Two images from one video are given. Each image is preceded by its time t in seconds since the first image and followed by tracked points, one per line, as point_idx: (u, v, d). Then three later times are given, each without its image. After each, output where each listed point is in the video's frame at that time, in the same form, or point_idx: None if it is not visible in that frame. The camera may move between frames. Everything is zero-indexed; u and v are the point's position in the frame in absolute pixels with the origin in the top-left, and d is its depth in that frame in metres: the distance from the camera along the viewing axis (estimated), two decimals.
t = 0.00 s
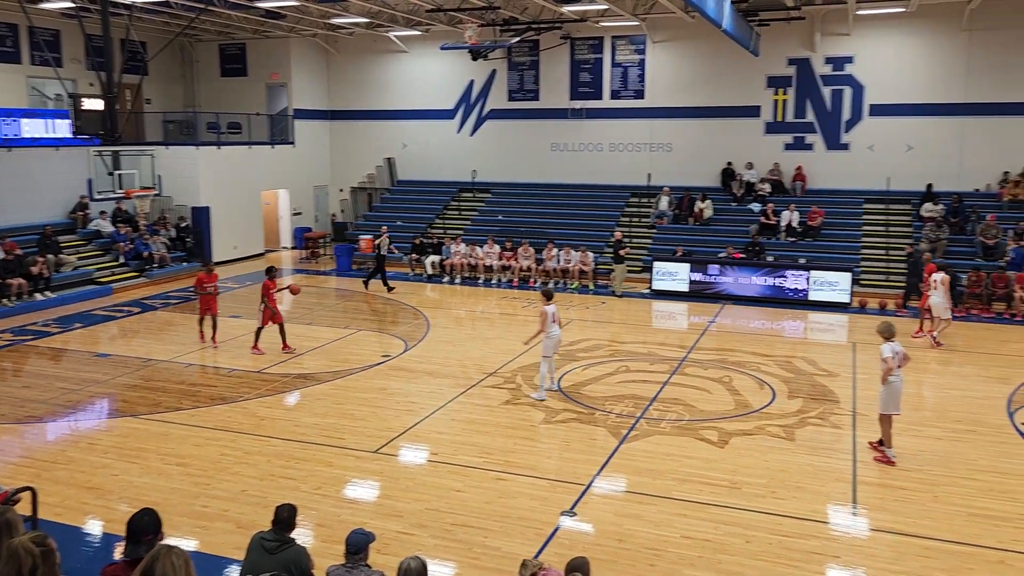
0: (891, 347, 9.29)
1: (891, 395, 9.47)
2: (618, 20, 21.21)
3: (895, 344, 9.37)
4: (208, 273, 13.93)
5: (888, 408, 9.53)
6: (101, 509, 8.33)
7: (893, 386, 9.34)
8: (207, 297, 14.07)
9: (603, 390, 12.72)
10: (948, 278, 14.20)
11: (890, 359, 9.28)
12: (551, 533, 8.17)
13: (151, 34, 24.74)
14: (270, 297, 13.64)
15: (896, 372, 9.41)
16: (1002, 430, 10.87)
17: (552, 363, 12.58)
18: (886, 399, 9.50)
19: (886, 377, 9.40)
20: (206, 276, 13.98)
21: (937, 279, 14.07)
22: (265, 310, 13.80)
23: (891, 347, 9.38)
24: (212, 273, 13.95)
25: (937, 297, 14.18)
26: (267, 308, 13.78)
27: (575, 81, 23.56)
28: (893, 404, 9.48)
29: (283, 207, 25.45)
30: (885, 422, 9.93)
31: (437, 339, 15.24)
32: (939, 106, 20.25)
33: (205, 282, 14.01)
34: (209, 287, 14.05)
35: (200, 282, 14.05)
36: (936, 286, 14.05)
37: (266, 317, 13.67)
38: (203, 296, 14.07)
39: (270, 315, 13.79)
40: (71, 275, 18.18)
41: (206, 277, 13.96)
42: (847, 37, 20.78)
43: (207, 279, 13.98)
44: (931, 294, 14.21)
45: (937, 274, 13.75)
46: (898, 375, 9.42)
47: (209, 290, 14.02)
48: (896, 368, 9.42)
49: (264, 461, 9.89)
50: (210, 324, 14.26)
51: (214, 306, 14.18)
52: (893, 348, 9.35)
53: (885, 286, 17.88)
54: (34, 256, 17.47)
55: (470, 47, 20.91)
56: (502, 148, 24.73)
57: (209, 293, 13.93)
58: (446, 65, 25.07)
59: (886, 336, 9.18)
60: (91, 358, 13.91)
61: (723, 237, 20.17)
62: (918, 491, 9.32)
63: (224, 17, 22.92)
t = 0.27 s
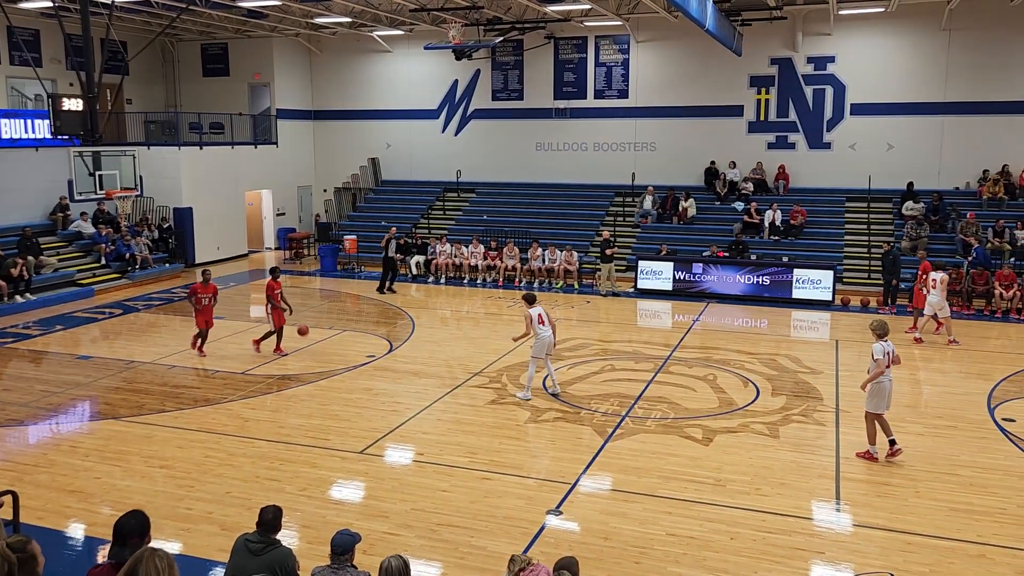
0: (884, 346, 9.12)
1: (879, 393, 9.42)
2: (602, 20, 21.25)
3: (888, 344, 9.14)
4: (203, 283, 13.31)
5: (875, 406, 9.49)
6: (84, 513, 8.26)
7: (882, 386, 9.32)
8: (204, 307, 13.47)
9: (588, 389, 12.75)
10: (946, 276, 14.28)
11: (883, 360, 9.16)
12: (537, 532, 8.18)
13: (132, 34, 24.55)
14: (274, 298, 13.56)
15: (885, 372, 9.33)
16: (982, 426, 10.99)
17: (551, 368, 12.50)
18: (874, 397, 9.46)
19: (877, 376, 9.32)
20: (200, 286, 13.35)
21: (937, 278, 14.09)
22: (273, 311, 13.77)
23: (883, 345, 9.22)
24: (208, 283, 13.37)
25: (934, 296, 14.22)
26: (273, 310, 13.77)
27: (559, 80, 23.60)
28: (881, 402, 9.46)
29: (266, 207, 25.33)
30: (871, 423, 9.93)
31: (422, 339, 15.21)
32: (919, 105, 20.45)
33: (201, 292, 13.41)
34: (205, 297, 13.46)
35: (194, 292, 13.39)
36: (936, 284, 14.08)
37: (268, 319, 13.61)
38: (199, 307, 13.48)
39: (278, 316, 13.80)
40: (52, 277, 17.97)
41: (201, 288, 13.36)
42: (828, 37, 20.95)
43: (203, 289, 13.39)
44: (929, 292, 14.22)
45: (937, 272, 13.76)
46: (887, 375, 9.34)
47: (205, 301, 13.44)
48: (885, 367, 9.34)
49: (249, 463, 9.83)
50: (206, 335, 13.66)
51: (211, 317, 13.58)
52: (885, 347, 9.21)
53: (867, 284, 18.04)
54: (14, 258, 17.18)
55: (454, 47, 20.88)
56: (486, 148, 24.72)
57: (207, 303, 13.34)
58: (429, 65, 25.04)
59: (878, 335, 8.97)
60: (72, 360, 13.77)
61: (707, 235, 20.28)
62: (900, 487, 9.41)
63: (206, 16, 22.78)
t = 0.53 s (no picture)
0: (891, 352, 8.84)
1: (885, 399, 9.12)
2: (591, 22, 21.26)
3: (894, 349, 8.92)
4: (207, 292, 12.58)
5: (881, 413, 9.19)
6: (74, 516, 8.20)
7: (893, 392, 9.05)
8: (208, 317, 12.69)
9: (579, 390, 12.75)
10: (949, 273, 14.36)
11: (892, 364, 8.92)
12: (529, 533, 8.17)
13: (119, 35, 24.44)
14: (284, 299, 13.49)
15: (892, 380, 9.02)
16: (971, 425, 11.06)
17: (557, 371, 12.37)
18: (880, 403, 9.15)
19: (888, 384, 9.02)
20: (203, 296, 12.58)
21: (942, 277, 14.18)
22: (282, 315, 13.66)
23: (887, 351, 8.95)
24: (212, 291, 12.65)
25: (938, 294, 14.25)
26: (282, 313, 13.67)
27: (548, 82, 23.62)
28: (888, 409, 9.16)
29: (255, 209, 25.25)
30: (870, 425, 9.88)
31: (413, 341, 15.19)
32: (907, 106, 20.56)
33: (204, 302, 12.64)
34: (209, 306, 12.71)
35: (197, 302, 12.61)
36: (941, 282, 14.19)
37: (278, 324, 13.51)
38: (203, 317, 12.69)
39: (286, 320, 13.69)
40: (40, 280, 17.85)
41: (205, 297, 12.59)
42: (816, 38, 21.04)
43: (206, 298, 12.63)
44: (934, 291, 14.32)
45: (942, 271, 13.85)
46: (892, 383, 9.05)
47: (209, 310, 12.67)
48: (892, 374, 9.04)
49: (239, 465, 9.79)
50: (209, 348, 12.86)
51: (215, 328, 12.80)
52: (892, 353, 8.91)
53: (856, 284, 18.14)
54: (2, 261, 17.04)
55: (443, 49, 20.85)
56: (475, 149, 24.71)
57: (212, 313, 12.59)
58: (419, 66, 25.01)
59: (882, 339, 8.72)
60: (61, 364, 13.68)
61: (697, 236, 20.33)
62: (890, 485, 9.46)
63: (194, 18, 22.69)
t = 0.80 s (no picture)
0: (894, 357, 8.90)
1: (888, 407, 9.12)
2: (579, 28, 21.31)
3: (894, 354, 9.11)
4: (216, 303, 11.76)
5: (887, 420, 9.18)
6: (60, 526, 8.12)
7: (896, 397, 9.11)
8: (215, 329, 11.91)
9: (569, 396, 12.74)
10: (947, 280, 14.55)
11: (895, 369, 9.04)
12: (519, 540, 8.15)
13: (106, 42, 24.35)
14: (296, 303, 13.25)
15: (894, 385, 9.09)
16: (958, 428, 11.12)
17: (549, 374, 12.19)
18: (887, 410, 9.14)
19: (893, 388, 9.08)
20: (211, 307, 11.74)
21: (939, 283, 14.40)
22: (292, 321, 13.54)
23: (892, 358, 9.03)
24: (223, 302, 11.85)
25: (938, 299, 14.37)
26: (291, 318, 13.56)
27: (536, 88, 23.67)
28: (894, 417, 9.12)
29: (243, 216, 25.17)
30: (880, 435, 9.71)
31: (402, 347, 15.15)
32: (892, 112, 20.70)
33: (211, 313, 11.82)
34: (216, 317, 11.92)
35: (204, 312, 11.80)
36: (938, 288, 14.41)
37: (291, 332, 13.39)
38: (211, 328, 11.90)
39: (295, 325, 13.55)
40: (26, 288, 17.72)
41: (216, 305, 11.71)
42: (802, 45, 21.18)
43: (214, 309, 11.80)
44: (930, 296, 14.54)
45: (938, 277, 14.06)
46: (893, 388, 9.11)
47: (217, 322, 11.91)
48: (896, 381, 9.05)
49: (228, 474, 9.73)
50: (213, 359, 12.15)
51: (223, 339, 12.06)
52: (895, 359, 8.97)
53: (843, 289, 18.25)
54: None
55: (431, 55, 20.81)
56: (463, 156, 24.71)
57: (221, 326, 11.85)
58: (406, 73, 25.02)
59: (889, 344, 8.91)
60: (47, 373, 13.57)
61: (685, 242, 20.38)
62: (879, 489, 9.48)
63: (180, 25, 22.63)
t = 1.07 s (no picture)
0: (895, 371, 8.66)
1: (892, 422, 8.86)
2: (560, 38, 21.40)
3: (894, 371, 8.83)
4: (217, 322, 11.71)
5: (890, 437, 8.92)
6: (39, 541, 8.00)
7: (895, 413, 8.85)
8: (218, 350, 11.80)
9: (553, 404, 12.73)
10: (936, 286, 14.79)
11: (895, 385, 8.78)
12: (504, 549, 8.12)
13: (85, 52, 24.18)
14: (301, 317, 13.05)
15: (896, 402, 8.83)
16: (939, 433, 11.21)
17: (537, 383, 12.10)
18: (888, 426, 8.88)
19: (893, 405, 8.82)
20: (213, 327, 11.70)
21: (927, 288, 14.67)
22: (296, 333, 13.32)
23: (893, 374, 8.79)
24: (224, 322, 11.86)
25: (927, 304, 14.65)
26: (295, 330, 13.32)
27: (518, 97, 23.73)
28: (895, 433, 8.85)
29: (224, 226, 25.01)
30: (876, 443, 9.68)
31: (385, 357, 15.09)
32: (871, 120, 20.93)
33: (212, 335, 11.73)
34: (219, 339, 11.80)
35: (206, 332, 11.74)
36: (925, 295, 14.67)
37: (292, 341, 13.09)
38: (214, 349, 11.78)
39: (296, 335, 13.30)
40: (3, 300, 17.50)
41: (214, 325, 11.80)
42: (781, 54, 21.40)
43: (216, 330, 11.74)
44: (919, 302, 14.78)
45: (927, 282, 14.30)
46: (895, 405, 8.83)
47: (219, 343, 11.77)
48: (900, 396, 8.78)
49: (209, 486, 9.63)
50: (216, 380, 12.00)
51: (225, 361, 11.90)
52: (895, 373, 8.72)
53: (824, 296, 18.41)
54: None
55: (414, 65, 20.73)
56: (446, 165, 24.71)
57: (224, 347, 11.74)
58: (389, 82, 25.01)
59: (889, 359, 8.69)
60: (25, 386, 13.39)
61: (668, 250, 20.47)
62: (862, 495, 9.54)
63: (160, 34, 22.51)
